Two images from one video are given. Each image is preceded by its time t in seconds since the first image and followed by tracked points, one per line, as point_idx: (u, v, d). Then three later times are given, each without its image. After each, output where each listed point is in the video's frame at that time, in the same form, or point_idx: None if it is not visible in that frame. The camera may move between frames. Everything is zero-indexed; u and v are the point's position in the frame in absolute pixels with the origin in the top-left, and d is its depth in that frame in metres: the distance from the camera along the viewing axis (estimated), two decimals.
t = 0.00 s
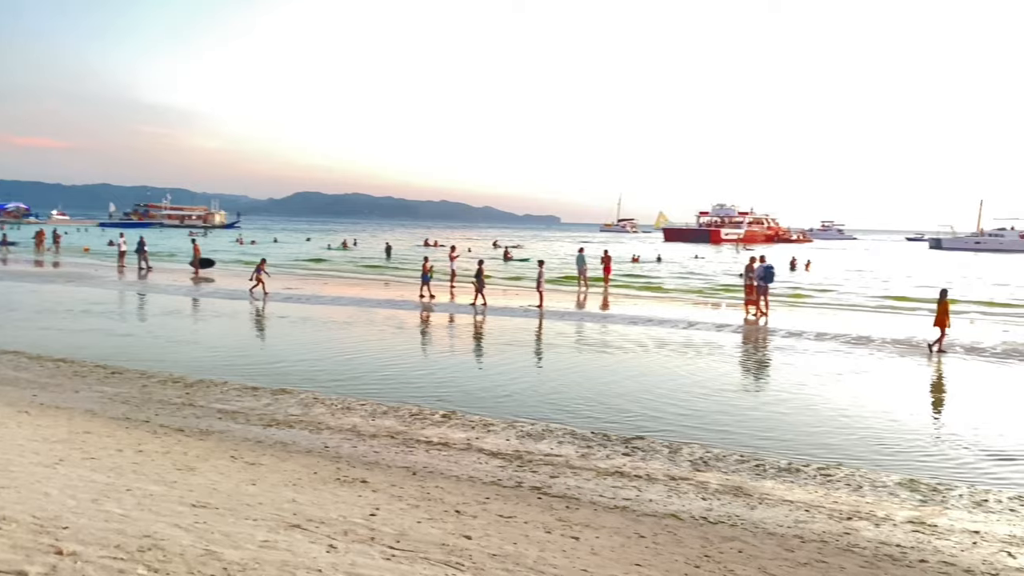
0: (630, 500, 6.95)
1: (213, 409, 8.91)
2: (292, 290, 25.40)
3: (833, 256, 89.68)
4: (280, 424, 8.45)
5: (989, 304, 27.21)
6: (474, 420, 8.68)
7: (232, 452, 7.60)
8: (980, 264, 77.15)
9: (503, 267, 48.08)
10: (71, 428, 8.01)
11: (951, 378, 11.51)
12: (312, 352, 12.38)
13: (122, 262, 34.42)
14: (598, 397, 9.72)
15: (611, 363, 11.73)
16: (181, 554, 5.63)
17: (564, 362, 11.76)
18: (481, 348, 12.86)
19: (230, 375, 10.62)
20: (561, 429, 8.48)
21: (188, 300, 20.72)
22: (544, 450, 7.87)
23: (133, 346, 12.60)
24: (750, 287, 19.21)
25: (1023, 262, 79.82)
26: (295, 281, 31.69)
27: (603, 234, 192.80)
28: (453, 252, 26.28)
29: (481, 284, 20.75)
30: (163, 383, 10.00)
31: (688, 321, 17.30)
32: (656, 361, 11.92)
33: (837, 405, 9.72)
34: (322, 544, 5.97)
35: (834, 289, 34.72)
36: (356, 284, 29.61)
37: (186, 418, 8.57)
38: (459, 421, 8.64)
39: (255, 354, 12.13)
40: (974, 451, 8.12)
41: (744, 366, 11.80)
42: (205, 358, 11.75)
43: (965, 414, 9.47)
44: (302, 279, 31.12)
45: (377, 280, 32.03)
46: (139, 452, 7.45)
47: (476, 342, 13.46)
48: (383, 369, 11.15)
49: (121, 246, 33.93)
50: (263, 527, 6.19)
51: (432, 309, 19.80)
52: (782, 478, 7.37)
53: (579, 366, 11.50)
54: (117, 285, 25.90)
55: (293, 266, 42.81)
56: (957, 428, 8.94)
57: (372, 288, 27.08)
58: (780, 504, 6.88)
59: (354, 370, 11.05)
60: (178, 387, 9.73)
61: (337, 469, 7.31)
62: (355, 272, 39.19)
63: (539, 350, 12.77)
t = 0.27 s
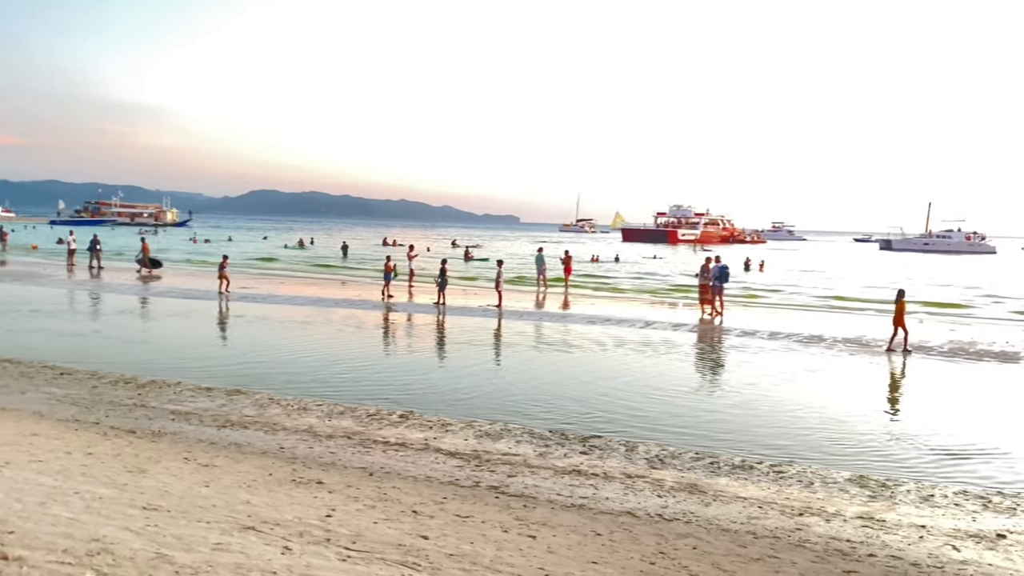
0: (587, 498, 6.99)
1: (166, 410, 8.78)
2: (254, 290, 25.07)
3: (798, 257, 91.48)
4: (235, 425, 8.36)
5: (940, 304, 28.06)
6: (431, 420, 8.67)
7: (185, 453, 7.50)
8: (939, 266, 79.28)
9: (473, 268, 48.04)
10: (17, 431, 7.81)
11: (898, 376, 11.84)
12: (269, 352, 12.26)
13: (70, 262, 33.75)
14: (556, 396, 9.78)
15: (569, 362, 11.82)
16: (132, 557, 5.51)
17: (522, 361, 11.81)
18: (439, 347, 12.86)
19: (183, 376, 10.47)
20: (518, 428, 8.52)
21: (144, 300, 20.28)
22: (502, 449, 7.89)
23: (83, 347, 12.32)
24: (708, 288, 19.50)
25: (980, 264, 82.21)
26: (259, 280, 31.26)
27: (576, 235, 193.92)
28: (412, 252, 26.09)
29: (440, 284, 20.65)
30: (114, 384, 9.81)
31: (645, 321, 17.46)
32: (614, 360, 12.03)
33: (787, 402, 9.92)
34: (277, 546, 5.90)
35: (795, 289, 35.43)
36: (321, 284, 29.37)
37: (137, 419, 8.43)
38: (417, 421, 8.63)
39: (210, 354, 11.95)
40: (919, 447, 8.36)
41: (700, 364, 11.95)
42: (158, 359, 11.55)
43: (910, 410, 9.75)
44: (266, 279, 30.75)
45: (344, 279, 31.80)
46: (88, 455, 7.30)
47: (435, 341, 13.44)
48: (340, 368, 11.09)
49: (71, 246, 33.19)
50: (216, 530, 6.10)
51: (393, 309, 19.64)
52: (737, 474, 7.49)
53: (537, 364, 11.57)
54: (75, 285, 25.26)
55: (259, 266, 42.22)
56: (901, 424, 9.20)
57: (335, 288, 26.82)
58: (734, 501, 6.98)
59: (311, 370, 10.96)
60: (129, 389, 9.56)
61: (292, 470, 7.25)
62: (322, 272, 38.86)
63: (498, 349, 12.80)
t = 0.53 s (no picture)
0: (541, 497, 7.03)
1: (114, 412, 8.62)
2: (216, 289, 24.69)
3: (764, 257, 93.05)
4: (186, 426, 8.25)
5: (892, 305, 28.87)
6: (386, 420, 8.66)
7: (133, 455, 7.38)
8: (898, 267, 81.28)
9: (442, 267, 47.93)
10: None
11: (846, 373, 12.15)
12: (223, 352, 12.10)
13: (17, 259, 32.67)
14: (512, 395, 9.85)
15: (527, 361, 11.91)
16: (76, 562, 5.40)
17: (481, 361, 11.84)
18: (398, 347, 12.85)
19: (134, 377, 10.28)
20: (474, 428, 8.54)
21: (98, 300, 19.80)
22: (457, 449, 7.90)
23: (29, 348, 12.01)
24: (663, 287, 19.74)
25: (938, 266, 84.49)
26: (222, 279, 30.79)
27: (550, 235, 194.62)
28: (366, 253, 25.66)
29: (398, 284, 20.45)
30: (62, 386, 9.59)
31: (600, 321, 17.50)
32: (572, 359, 12.15)
33: (738, 400, 10.08)
34: (227, 549, 5.82)
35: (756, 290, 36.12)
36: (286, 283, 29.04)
37: (84, 421, 8.27)
38: (373, 421, 8.61)
39: (162, 355, 11.75)
40: (863, 444, 8.58)
41: (655, 363, 12.07)
42: (107, 359, 11.32)
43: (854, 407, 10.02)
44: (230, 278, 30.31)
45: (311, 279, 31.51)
46: (32, 457, 7.14)
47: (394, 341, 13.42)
48: (296, 368, 11.01)
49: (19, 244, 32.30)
50: (165, 532, 6.00)
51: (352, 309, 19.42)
52: (689, 472, 7.61)
53: (495, 364, 11.63)
54: (29, 283, 24.58)
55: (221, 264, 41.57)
56: (847, 420, 9.45)
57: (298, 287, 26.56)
58: (685, 498, 7.08)
59: (267, 370, 10.86)
60: (76, 390, 9.36)
61: (244, 472, 7.18)
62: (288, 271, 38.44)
63: (456, 349, 12.83)
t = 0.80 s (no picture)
0: (486, 497, 7.06)
1: (48, 415, 8.40)
2: (168, 289, 24.19)
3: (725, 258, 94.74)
4: (124, 429, 8.09)
5: (838, 306, 29.70)
6: (331, 421, 8.63)
7: (67, 459, 7.20)
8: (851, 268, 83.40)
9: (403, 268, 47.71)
10: None
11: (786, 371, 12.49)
12: (166, 353, 11.88)
13: None
14: (458, 396, 9.91)
15: (476, 361, 11.99)
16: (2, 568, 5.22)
17: (430, 361, 11.88)
18: (346, 347, 12.81)
19: (72, 379, 10.03)
20: (419, 428, 8.56)
21: (40, 300, 19.19)
22: (402, 449, 7.91)
23: None
24: (603, 288, 20.03)
25: (890, 267, 86.98)
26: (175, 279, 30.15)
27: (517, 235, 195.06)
28: (314, 253, 25.24)
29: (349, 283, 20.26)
30: None
31: (548, 321, 17.55)
32: (521, 359, 12.28)
33: (679, 399, 10.27)
34: (163, 552, 5.69)
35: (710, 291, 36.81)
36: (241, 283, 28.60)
37: (16, 425, 8.04)
38: (317, 422, 8.56)
39: (101, 356, 11.48)
40: (799, 440, 8.83)
41: (602, 363, 12.20)
42: (43, 361, 11.01)
43: (790, 404, 10.31)
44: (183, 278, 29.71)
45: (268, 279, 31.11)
46: None
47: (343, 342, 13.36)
48: (242, 369, 10.89)
49: None
50: (99, 537, 5.84)
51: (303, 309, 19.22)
52: (631, 469, 7.73)
53: (444, 364, 11.68)
54: None
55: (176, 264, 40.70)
56: (784, 417, 9.72)
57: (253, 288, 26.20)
58: (627, 495, 7.18)
59: (212, 371, 10.71)
60: (9, 393, 9.10)
61: (183, 474, 7.07)
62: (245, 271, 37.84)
63: (406, 349, 12.84)
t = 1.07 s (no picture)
0: (421, 496, 7.06)
1: None
2: (109, 288, 23.51)
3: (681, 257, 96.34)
4: (48, 432, 7.86)
5: (781, 305, 30.58)
6: (265, 422, 8.54)
7: None
8: (804, 268, 85.54)
9: (359, 267, 47.26)
10: None
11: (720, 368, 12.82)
12: (97, 354, 11.57)
13: None
14: (397, 395, 9.93)
15: (417, 360, 12.03)
16: None
17: (372, 360, 11.86)
18: (285, 347, 12.69)
19: None
20: (356, 429, 8.54)
21: None
22: (338, 450, 7.87)
23: None
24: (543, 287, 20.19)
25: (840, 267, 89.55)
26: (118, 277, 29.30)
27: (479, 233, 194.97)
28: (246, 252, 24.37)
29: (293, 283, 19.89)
30: None
31: (488, 320, 17.44)
32: (463, 358, 12.36)
33: (612, 396, 10.47)
34: (85, 559, 5.49)
35: (663, 291, 37.41)
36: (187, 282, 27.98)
37: None
38: (251, 424, 8.47)
39: (27, 358, 11.10)
40: (729, 436, 9.06)
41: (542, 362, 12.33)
42: None
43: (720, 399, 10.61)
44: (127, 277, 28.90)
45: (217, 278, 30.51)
46: None
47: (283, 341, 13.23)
48: (177, 370, 10.69)
49: None
50: (16, 544, 5.61)
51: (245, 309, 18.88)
52: (567, 466, 7.83)
53: (385, 364, 11.68)
54: None
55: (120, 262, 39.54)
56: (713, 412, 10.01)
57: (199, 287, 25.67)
58: (563, 492, 7.27)
59: (145, 372, 10.48)
60: None
61: (109, 478, 6.90)
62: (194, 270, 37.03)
63: (346, 349, 12.79)
